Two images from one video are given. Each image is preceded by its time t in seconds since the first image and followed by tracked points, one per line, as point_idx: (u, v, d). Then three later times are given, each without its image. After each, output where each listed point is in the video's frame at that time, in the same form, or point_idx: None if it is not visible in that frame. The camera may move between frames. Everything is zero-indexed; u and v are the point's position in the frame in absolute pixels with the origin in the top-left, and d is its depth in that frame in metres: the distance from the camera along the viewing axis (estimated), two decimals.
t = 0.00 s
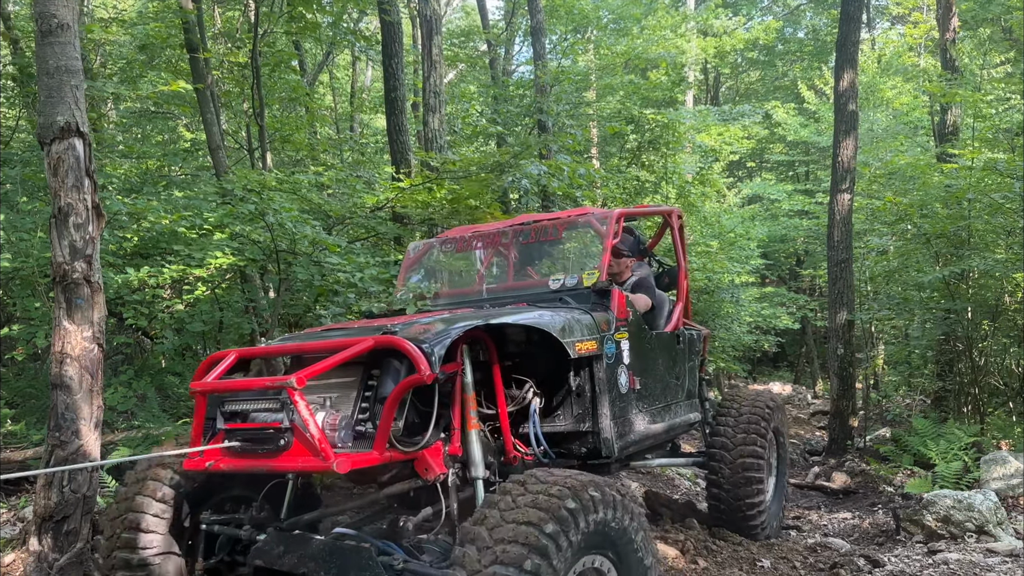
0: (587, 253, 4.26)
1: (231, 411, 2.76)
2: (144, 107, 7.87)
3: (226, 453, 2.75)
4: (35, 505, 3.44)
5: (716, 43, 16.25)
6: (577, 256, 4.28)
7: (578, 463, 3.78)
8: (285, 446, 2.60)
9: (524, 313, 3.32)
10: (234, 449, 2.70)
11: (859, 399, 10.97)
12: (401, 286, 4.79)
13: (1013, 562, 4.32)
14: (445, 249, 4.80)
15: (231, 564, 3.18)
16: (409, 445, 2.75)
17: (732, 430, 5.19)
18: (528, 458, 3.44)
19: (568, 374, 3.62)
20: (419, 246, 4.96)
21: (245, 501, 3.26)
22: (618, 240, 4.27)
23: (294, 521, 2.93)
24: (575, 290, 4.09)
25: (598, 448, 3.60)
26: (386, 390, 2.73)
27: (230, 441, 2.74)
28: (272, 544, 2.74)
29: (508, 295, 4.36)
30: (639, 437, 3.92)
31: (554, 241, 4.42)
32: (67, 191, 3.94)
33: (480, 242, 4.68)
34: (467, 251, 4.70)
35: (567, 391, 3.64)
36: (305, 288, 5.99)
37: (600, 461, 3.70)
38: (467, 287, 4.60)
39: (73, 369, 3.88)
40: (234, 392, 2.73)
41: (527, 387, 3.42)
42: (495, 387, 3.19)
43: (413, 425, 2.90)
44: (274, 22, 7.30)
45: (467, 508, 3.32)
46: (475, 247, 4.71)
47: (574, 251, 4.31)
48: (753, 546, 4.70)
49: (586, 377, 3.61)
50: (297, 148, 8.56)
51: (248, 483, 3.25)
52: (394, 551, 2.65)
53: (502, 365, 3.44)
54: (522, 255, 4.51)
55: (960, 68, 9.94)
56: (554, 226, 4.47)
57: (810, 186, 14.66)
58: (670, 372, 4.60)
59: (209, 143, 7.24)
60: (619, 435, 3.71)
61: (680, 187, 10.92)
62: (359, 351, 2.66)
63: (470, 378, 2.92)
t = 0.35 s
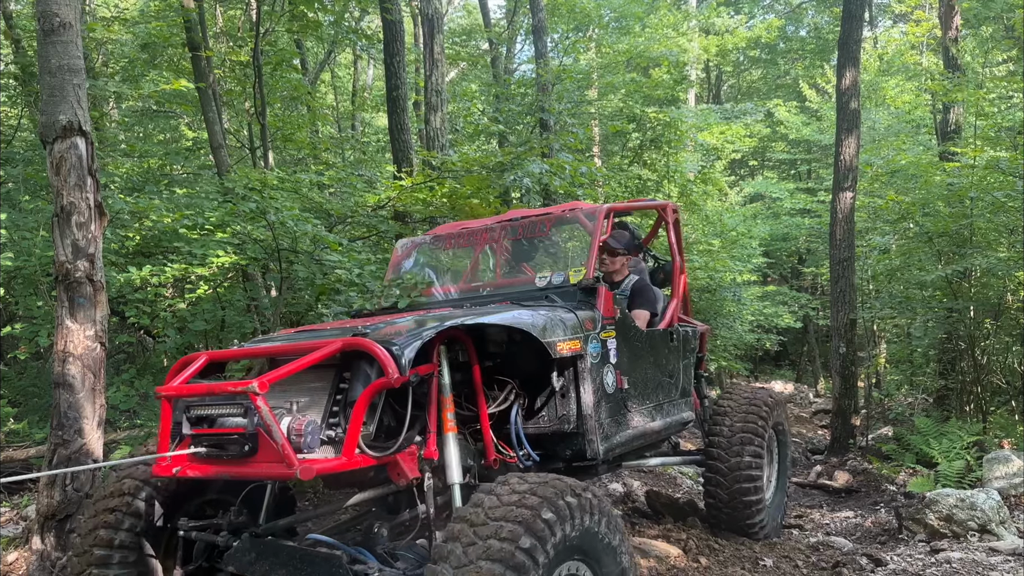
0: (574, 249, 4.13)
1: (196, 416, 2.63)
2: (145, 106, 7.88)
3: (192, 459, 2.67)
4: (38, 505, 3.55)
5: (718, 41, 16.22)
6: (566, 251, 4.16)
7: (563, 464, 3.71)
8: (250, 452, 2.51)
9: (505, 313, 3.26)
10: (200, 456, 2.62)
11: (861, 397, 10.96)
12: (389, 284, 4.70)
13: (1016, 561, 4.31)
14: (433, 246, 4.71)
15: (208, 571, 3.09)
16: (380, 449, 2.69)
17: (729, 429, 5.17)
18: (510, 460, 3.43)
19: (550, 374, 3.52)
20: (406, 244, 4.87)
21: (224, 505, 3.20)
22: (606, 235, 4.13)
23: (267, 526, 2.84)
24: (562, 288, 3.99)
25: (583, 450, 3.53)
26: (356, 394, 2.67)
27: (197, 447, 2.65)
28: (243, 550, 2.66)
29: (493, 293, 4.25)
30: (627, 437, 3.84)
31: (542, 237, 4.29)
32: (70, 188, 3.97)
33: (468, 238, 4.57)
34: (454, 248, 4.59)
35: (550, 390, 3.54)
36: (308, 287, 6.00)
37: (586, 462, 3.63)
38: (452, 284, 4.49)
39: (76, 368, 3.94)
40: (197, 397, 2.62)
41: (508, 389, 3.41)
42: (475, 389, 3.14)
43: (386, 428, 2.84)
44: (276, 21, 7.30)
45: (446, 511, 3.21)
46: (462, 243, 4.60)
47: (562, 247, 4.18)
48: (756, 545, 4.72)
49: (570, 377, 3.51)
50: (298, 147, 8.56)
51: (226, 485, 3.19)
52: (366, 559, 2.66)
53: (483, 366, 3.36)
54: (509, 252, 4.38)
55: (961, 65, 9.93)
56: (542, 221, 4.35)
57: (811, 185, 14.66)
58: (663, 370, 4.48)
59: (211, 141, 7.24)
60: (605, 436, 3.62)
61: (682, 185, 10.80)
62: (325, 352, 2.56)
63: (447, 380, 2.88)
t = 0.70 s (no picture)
0: (557, 242, 4.09)
1: (164, 413, 2.59)
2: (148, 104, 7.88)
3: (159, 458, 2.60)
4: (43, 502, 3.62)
5: (721, 39, 16.20)
6: (549, 245, 4.12)
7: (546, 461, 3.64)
8: (213, 450, 2.44)
9: (481, 307, 3.20)
10: (165, 455, 2.55)
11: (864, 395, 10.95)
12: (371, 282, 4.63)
13: (1019, 560, 4.30)
14: (416, 244, 4.65)
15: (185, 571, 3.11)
16: (350, 448, 2.64)
17: (721, 426, 5.12)
18: (490, 458, 3.36)
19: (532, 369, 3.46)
20: (390, 244, 4.83)
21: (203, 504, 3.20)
22: (589, 227, 4.09)
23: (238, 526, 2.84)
24: (544, 283, 3.93)
25: (565, 446, 3.45)
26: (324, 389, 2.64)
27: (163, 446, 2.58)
28: (216, 550, 2.68)
29: (474, 288, 4.17)
30: (611, 434, 3.77)
31: (523, 231, 4.24)
32: (73, 185, 3.98)
33: (450, 234, 4.52)
34: (437, 245, 4.55)
35: (532, 386, 3.47)
36: (310, 284, 6.01)
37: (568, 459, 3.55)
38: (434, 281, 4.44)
39: (79, 365, 3.96)
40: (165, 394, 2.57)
41: (487, 385, 3.38)
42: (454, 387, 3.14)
43: (360, 425, 2.82)
44: (279, 18, 7.30)
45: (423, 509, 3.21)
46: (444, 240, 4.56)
47: (545, 241, 4.14)
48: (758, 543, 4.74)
49: (553, 371, 3.45)
50: (301, 145, 8.56)
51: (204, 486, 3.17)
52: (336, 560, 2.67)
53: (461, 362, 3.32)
54: (491, 246, 4.33)
55: (965, 63, 9.91)
56: (524, 215, 4.31)
57: (814, 183, 14.63)
58: (651, 365, 4.42)
59: (213, 139, 7.25)
60: (588, 431, 3.55)
61: (684, 184, 10.99)
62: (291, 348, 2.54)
63: (422, 376, 2.83)
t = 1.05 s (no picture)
0: (548, 238, 4.08)
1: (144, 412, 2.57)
2: (152, 102, 7.91)
3: (137, 457, 2.58)
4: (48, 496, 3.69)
5: (725, 37, 16.17)
6: (540, 241, 4.11)
7: (536, 460, 3.61)
8: (191, 449, 2.40)
9: (467, 303, 3.14)
10: (143, 455, 2.52)
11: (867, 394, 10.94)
12: (361, 279, 4.62)
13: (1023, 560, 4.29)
14: (405, 240, 4.64)
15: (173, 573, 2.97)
16: (333, 447, 2.60)
17: (714, 425, 5.08)
18: (478, 456, 3.33)
19: (519, 367, 3.45)
20: (379, 239, 4.80)
21: (183, 506, 3.14)
22: (580, 223, 4.08)
23: (223, 526, 2.78)
24: (534, 279, 3.93)
25: (554, 444, 3.43)
26: (305, 387, 2.59)
27: (140, 445, 2.54)
28: (197, 550, 2.59)
29: (464, 285, 4.18)
30: (602, 431, 3.75)
31: (514, 228, 4.24)
32: (77, 183, 3.99)
33: (440, 230, 4.51)
34: (427, 241, 4.54)
35: (520, 383, 3.47)
36: (313, 282, 6.01)
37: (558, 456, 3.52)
38: (423, 277, 4.42)
39: (83, 363, 3.97)
40: (142, 392, 2.53)
41: (476, 381, 3.36)
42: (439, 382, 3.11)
43: (345, 424, 2.80)
44: (282, 16, 7.32)
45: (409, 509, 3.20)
46: (435, 236, 4.54)
47: (536, 237, 4.13)
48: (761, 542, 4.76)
49: (541, 368, 3.44)
50: (304, 143, 8.57)
51: (184, 487, 3.18)
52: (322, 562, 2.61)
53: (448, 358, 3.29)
54: (482, 243, 4.32)
55: (969, 62, 9.90)
56: (515, 211, 4.30)
57: (817, 181, 14.62)
58: (643, 362, 4.41)
59: (216, 137, 7.26)
60: (577, 429, 3.53)
61: (688, 182, 10.96)
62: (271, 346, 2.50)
63: (407, 373, 2.82)
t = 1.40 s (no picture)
0: (542, 229, 4.09)
1: (119, 407, 2.49)
2: (158, 100, 7.93)
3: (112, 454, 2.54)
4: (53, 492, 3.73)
5: (731, 34, 16.13)
6: (535, 232, 4.11)
7: (530, 457, 3.60)
8: (168, 445, 2.37)
9: (459, 295, 3.11)
10: (119, 451, 2.48)
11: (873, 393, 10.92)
12: (351, 270, 4.61)
13: None
14: (395, 231, 4.62)
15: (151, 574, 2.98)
16: (316, 443, 2.55)
17: (711, 423, 5.02)
18: (469, 452, 3.34)
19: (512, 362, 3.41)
20: (368, 231, 4.78)
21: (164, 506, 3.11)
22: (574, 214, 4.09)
23: (203, 525, 2.75)
24: (527, 270, 3.93)
25: (548, 441, 3.41)
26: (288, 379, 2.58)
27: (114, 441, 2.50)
28: (175, 550, 2.59)
29: (457, 277, 4.17)
30: (596, 427, 3.73)
31: (507, 219, 4.24)
32: (83, 179, 4.00)
33: (432, 221, 4.50)
34: (418, 232, 4.53)
35: (513, 379, 3.43)
36: (318, 279, 6.02)
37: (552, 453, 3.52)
38: (415, 268, 4.41)
39: (88, 359, 3.99)
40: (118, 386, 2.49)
41: (467, 377, 3.33)
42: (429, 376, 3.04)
43: (329, 418, 2.75)
44: (287, 14, 7.32)
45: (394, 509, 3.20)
46: (426, 228, 4.53)
47: (530, 228, 4.14)
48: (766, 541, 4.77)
49: (534, 363, 3.41)
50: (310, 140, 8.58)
51: (166, 486, 3.10)
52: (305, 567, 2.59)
53: (438, 351, 3.24)
54: (474, 234, 4.31)
55: (977, 60, 9.86)
56: (509, 202, 4.30)
57: (824, 180, 14.58)
58: (638, 357, 4.40)
59: (222, 134, 7.28)
60: (571, 426, 3.51)
61: (693, 180, 10.85)
62: (252, 337, 2.46)
63: (394, 367, 2.77)
